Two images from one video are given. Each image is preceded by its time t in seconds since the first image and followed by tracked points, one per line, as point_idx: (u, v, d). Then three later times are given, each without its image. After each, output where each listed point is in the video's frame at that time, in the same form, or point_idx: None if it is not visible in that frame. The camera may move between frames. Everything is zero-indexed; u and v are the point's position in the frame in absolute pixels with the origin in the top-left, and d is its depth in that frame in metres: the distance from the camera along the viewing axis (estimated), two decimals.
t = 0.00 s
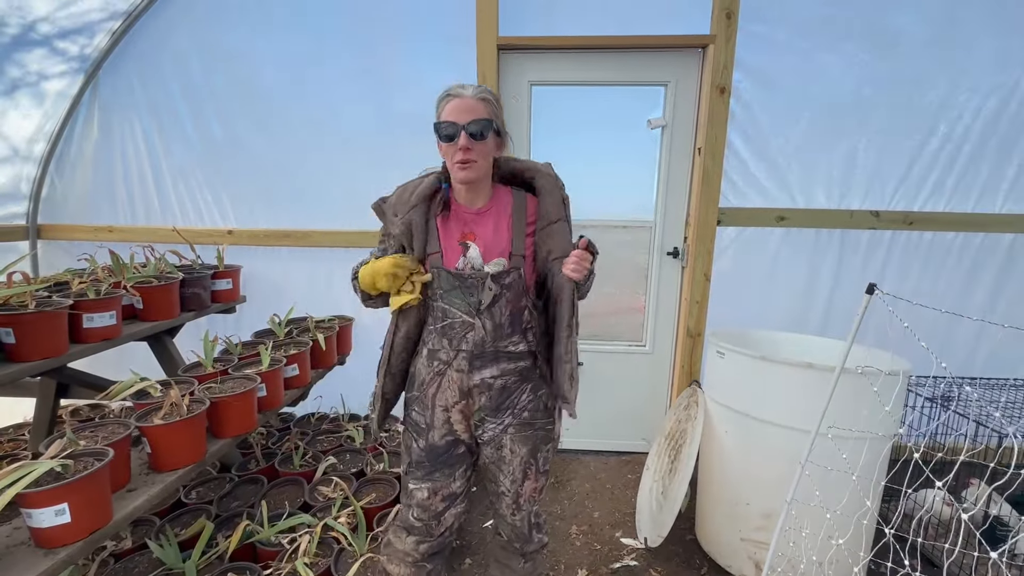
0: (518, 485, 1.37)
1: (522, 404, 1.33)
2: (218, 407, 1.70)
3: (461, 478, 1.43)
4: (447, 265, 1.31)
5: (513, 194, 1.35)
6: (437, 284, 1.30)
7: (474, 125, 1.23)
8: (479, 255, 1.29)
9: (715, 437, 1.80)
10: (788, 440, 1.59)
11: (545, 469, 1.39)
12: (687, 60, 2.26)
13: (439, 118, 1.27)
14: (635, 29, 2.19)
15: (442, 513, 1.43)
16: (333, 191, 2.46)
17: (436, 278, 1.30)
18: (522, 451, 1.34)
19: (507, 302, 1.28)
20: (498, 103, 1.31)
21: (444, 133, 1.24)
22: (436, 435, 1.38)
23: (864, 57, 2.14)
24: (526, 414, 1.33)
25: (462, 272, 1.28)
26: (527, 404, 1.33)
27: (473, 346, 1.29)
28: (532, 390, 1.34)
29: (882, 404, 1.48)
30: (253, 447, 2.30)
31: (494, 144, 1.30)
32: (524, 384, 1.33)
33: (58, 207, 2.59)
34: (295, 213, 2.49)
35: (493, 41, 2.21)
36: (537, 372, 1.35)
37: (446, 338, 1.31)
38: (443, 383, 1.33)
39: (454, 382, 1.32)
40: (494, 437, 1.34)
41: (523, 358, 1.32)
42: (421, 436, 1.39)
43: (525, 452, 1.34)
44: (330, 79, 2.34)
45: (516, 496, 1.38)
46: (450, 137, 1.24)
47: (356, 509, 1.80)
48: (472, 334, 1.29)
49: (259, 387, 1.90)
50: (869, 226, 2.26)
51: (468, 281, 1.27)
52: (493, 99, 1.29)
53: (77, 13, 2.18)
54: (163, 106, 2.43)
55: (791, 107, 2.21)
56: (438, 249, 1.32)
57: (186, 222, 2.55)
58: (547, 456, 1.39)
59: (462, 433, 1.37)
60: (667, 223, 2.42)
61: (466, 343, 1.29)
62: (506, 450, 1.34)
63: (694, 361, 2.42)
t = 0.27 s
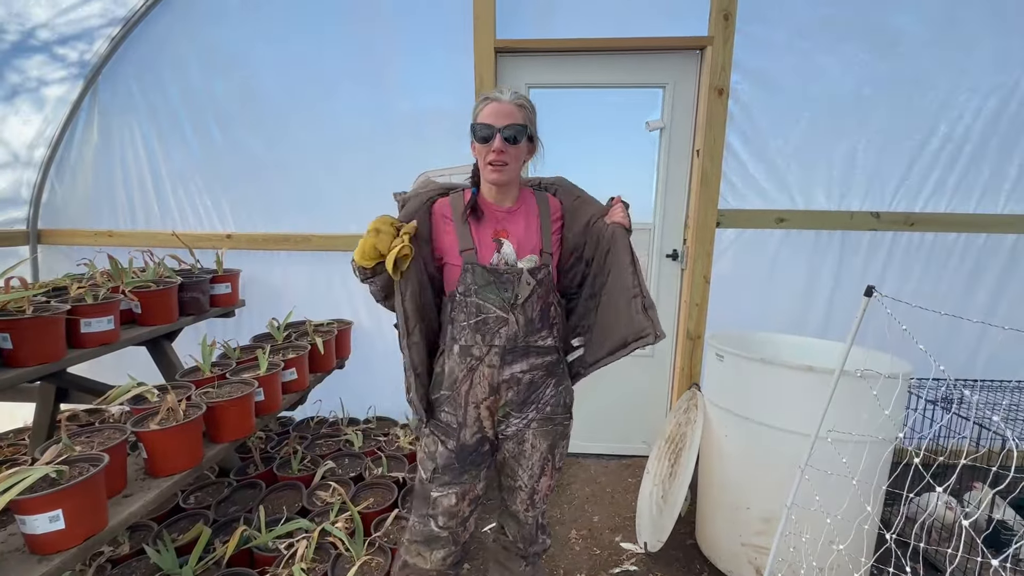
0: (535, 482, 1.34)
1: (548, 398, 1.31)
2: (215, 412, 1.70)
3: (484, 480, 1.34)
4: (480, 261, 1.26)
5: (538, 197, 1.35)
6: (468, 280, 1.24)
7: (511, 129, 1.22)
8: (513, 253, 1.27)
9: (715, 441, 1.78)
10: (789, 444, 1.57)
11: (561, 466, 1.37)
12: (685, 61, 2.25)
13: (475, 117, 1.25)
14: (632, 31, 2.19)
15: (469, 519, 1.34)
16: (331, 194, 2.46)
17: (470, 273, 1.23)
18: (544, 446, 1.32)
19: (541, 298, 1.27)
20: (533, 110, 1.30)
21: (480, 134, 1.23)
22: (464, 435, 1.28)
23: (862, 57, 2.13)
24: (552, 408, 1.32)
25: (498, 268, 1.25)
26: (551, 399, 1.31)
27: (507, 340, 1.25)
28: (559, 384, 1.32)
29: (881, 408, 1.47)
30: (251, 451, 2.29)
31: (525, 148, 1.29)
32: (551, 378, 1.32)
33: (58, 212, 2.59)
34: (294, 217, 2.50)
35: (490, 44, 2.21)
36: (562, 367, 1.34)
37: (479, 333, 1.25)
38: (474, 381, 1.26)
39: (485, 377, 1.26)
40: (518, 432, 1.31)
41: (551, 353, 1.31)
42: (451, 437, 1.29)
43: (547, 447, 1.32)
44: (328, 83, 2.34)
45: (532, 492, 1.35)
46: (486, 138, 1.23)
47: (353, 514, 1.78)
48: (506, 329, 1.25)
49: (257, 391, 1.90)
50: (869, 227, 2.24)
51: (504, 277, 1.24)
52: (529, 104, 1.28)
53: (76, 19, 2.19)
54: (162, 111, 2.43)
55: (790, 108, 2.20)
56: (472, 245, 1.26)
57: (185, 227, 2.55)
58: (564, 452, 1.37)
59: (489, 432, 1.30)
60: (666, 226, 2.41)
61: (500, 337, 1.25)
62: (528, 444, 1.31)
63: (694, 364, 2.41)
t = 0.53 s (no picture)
0: (541, 483, 1.35)
1: (556, 399, 1.33)
2: (212, 417, 1.69)
3: (491, 483, 1.33)
4: (496, 262, 1.23)
5: (539, 202, 1.40)
6: (484, 281, 1.20)
7: (528, 136, 1.21)
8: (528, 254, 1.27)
9: (715, 445, 1.77)
10: (790, 448, 1.56)
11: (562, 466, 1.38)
12: (683, 64, 2.25)
13: (492, 123, 1.24)
14: (630, 34, 2.19)
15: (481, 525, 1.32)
16: (329, 198, 2.46)
17: (486, 273, 1.19)
18: (551, 446, 1.33)
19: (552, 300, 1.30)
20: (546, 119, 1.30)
21: (497, 142, 1.22)
22: (477, 441, 1.26)
23: (861, 59, 2.12)
24: (559, 409, 1.33)
25: (514, 268, 1.23)
26: (559, 398, 1.33)
27: (521, 342, 1.25)
28: (565, 383, 1.35)
29: (881, 412, 1.45)
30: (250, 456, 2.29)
31: (540, 155, 1.29)
32: (558, 379, 1.34)
33: (58, 217, 2.60)
34: (293, 221, 2.49)
35: (488, 47, 2.21)
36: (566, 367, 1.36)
37: (494, 335, 1.22)
38: (488, 384, 1.24)
39: (499, 380, 1.24)
40: (527, 434, 1.30)
41: (558, 353, 1.33)
42: (465, 444, 1.25)
43: (552, 448, 1.33)
44: (326, 88, 2.34)
45: (538, 494, 1.36)
46: (502, 147, 1.22)
47: (351, 519, 1.76)
48: (520, 331, 1.24)
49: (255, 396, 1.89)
50: (870, 229, 2.23)
51: (520, 278, 1.23)
52: (545, 113, 1.28)
53: (75, 24, 2.19)
54: (161, 115, 2.44)
55: (789, 110, 2.19)
56: (489, 244, 1.21)
57: (185, 231, 2.56)
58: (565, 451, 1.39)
59: (499, 435, 1.29)
60: (665, 228, 2.40)
61: (514, 339, 1.24)
62: (536, 445, 1.31)
63: (694, 367, 2.40)
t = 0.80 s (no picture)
0: (537, 490, 1.32)
1: (551, 406, 1.30)
2: (211, 419, 1.68)
3: (485, 486, 1.31)
4: (489, 262, 1.22)
5: (550, 206, 1.36)
6: (477, 281, 1.20)
7: (535, 135, 1.21)
8: (524, 256, 1.25)
9: (717, 446, 1.77)
10: (791, 449, 1.55)
11: (561, 474, 1.34)
12: (684, 63, 2.25)
13: (498, 122, 1.23)
14: (631, 34, 2.18)
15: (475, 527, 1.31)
16: (329, 200, 2.45)
17: (477, 273, 1.19)
18: (547, 454, 1.29)
19: (546, 305, 1.25)
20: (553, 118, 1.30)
21: (504, 141, 1.21)
22: (466, 441, 1.26)
23: (863, 58, 2.12)
24: (553, 416, 1.30)
25: (508, 269, 1.22)
26: (554, 404, 1.30)
27: (512, 346, 1.23)
28: (561, 390, 1.31)
29: (886, 412, 1.45)
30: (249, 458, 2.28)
31: (547, 155, 1.28)
32: (554, 384, 1.30)
33: (58, 219, 2.59)
34: (292, 222, 2.49)
35: (489, 47, 2.21)
36: (563, 373, 1.33)
37: (484, 337, 1.22)
38: (477, 385, 1.23)
39: (488, 382, 1.23)
40: (521, 439, 1.28)
41: (554, 358, 1.29)
42: (455, 443, 1.26)
43: (548, 455, 1.30)
44: (326, 88, 2.34)
45: (534, 502, 1.33)
46: (509, 145, 1.21)
47: (351, 521, 1.75)
48: (511, 334, 1.22)
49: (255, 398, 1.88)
50: (871, 228, 2.22)
51: (513, 279, 1.21)
52: (552, 112, 1.27)
53: (74, 25, 2.19)
54: (161, 117, 2.43)
55: (790, 109, 2.19)
56: (484, 244, 1.20)
57: (184, 232, 2.55)
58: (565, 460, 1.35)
59: (491, 437, 1.28)
60: (666, 229, 2.39)
61: (505, 342, 1.22)
62: (531, 452, 1.29)
63: (695, 368, 2.39)
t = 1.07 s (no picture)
0: (526, 491, 1.30)
1: (540, 407, 1.28)
2: (210, 418, 1.67)
3: (475, 484, 1.30)
4: (480, 261, 1.21)
5: (552, 201, 1.31)
6: (467, 279, 1.19)
7: (540, 134, 1.20)
8: (516, 257, 1.23)
9: (719, 445, 1.76)
10: (793, 447, 1.54)
11: (551, 477, 1.32)
12: (685, 62, 2.24)
13: (502, 121, 1.22)
14: (632, 32, 2.17)
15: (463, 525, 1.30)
16: (329, 199, 2.44)
17: (467, 271, 1.18)
18: (535, 454, 1.28)
19: (536, 306, 1.23)
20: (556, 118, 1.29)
21: (508, 139, 1.19)
22: (454, 437, 1.25)
23: (865, 56, 2.11)
24: (541, 419, 1.28)
25: (499, 269, 1.21)
26: (543, 405, 1.28)
27: (499, 345, 1.21)
28: (550, 391, 1.29)
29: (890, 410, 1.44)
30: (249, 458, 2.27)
31: (550, 155, 1.27)
32: (542, 386, 1.28)
33: (56, 218, 2.58)
34: (292, 221, 2.48)
35: (489, 45, 2.20)
36: (552, 375, 1.31)
37: (471, 335, 1.21)
38: (464, 383, 1.23)
39: (474, 380, 1.23)
40: (508, 439, 1.27)
41: (544, 360, 1.28)
42: (442, 439, 1.25)
43: (536, 456, 1.28)
44: (324, 87, 2.33)
45: (524, 503, 1.31)
46: (513, 144, 1.19)
47: (351, 521, 1.74)
48: (499, 333, 1.21)
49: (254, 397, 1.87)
50: (873, 227, 2.21)
51: (503, 280, 1.20)
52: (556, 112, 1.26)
53: (73, 24, 2.18)
54: (160, 115, 2.42)
55: (791, 107, 2.18)
56: (476, 243, 1.19)
57: (183, 232, 2.54)
58: (555, 464, 1.32)
59: (480, 435, 1.28)
60: (667, 227, 2.38)
61: (492, 341, 1.21)
62: (519, 452, 1.27)
63: (696, 367, 2.38)
